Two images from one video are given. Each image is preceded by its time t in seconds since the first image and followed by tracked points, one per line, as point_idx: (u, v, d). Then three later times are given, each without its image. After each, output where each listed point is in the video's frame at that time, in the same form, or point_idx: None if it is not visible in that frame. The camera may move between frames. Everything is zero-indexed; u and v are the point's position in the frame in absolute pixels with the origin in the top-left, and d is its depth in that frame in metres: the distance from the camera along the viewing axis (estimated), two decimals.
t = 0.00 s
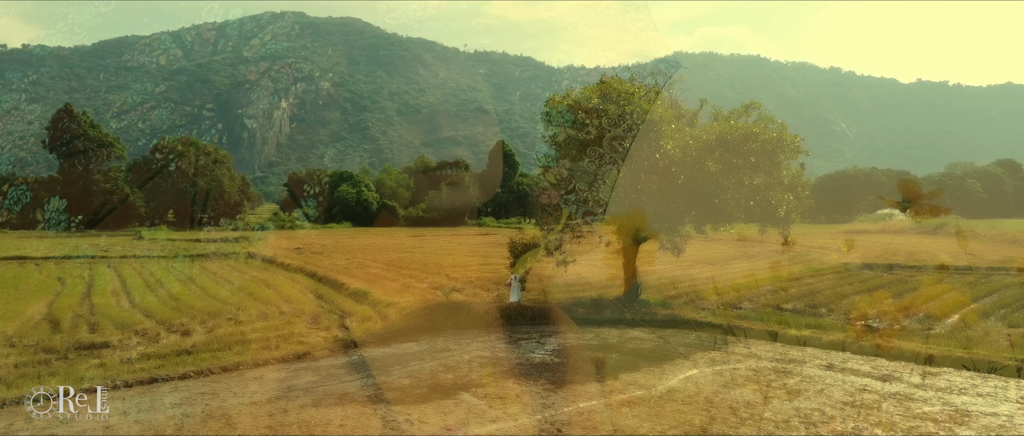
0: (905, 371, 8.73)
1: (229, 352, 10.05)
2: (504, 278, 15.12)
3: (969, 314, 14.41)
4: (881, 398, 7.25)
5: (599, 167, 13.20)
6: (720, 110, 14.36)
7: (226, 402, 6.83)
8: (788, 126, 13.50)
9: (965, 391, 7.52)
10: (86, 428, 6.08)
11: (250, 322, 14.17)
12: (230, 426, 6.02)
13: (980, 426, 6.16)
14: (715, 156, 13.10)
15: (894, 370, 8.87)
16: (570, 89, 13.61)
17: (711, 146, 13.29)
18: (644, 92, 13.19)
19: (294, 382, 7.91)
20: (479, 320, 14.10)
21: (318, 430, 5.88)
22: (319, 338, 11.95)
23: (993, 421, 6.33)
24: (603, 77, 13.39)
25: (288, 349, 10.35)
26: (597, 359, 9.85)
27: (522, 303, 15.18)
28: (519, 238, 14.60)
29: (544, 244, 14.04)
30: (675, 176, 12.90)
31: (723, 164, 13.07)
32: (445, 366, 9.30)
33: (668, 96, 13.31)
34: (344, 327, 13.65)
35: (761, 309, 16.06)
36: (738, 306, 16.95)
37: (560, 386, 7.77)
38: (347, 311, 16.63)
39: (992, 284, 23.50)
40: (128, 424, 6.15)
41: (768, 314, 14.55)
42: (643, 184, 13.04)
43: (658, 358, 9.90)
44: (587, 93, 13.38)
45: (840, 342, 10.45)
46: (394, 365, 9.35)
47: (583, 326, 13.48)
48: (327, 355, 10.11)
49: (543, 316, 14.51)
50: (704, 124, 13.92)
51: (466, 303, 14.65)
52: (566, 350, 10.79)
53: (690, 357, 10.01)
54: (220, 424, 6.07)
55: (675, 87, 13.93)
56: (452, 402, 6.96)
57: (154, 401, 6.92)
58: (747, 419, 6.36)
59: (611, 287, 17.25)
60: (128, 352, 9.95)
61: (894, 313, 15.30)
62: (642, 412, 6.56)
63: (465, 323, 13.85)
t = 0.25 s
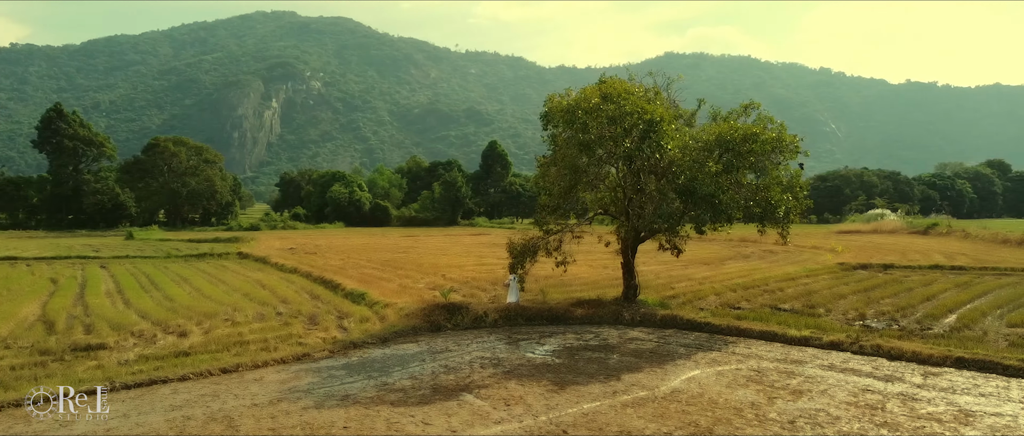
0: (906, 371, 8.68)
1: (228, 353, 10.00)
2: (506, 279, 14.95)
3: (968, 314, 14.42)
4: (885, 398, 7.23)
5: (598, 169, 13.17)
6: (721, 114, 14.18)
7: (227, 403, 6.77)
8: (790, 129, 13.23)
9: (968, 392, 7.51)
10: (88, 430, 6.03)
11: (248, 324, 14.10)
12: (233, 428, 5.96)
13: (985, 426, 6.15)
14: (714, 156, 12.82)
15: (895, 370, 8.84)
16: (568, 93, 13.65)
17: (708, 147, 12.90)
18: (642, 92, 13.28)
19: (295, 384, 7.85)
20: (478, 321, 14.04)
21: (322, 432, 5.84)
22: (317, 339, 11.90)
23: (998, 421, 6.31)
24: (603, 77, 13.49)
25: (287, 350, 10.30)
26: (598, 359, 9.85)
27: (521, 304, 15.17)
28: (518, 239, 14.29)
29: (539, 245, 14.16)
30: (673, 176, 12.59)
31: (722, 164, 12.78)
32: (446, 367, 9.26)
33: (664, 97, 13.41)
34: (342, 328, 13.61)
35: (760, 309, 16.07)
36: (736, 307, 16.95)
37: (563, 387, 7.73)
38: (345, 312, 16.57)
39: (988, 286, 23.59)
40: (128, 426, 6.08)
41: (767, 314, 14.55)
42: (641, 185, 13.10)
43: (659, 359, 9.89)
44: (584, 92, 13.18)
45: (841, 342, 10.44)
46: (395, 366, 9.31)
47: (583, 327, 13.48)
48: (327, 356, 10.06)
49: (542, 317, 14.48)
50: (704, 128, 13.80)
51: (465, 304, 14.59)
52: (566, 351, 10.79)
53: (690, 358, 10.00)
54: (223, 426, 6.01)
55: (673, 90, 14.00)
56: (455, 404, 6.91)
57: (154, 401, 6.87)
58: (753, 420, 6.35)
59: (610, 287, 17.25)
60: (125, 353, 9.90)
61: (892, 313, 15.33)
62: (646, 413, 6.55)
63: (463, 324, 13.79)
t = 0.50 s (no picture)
0: (907, 371, 8.68)
1: (226, 355, 9.91)
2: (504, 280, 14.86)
3: (964, 314, 14.46)
4: (889, 399, 7.22)
5: (597, 169, 13.11)
6: (720, 115, 14.17)
7: (228, 405, 6.70)
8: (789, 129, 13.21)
9: (971, 392, 7.50)
10: (88, 432, 5.96)
11: (245, 325, 13.99)
12: (235, 431, 5.90)
13: (990, 426, 6.14)
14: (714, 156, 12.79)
15: (896, 370, 8.84)
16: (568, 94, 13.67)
17: (706, 147, 12.85)
18: (641, 92, 13.28)
19: (295, 386, 7.79)
20: (476, 322, 13.99)
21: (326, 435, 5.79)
22: (315, 340, 11.83)
23: (1003, 421, 6.32)
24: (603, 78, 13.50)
25: (286, 352, 10.23)
26: (600, 360, 9.82)
27: (519, 304, 15.14)
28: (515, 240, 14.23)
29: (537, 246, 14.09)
30: (671, 176, 12.46)
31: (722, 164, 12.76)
32: (447, 368, 9.21)
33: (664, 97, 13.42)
34: (340, 329, 13.52)
35: (757, 309, 16.08)
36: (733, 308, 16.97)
37: (566, 388, 7.70)
38: (343, 313, 16.49)
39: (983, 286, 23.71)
40: (128, 429, 6.00)
41: (765, 314, 14.56)
42: (637, 185, 13.07)
43: (660, 359, 9.87)
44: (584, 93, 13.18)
45: (841, 342, 10.45)
46: (396, 367, 9.27)
47: (581, 328, 13.43)
48: (327, 357, 9.99)
49: (540, 317, 14.44)
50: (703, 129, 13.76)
51: (463, 305, 14.53)
52: (566, 352, 10.76)
53: (691, 359, 9.99)
54: (225, 429, 5.94)
55: (672, 91, 13.99)
56: (459, 405, 6.86)
57: (154, 404, 6.80)
58: (758, 421, 6.32)
59: (607, 287, 17.25)
60: (122, 355, 9.80)
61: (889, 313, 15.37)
62: (651, 414, 6.53)
63: (462, 325, 13.73)
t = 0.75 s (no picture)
0: (908, 372, 8.67)
1: (225, 356, 9.83)
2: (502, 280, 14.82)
3: (961, 314, 14.51)
4: (893, 399, 7.20)
5: (597, 169, 13.12)
6: (718, 116, 14.14)
7: (229, 407, 6.64)
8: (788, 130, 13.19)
9: (973, 392, 7.50)
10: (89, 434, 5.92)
11: (242, 327, 13.89)
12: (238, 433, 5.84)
13: (995, 427, 6.14)
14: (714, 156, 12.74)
15: (897, 370, 8.83)
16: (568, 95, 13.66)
17: (704, 148, 12.80)
18: (640, 92, 13.27)
19: (296, 388, 7.72)
20: (475, 322, 13.94)
21: None
22: (314, 341, 11.76)
23: (1007, 422, 6.32)
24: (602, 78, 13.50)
25: (285, 353, 10.16)
26: (601, 361, 9.79)
27: (518, 305, 15.10)
28: (514, 241, 14.19)
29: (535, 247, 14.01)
30: (668, 178, 12.46)
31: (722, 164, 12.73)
32: (448, 369, 9.16)
33: (663, 98, 13.40)
34: (338, 330, 13.45)
35: (756, 309, 16.10)
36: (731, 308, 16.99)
37: (569, 389, 7.67)
38: (340, 313, 16.40)
39: (978, 286, 23.81)
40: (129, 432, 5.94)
41: (764, 314, 14.58)
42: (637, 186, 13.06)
43: (662, 360, 9.84)
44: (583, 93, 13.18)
45: (841, 343, 10.47)
46: (396, 368, 9.21)
47: (580, 329, 13.39)
48: (326, 358, 9.92)
49: (539, 318, 14.41)
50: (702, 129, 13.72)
51: (462, 306, 14.48)
52: (566, 353, 10.73)
53: (693, 359, 9.95)
54: (227, 432, 5.89)
55: (671, 91, 13.96)
56: (462, 407, 6.82)
57: (154, 405, 6.76)
58: (763, 422, 6.30)
59: (605, 288, 17.23)
60: (119, 357, 9.71)
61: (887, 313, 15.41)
62: (656, 415, 6.51)
63: (461, 325, 13.67)
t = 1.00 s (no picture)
0: (911, 372, 8.64)
1: (223, 357, 9.75)
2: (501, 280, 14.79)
3: (957, 314, 14.57)
4: (896, 400, 7.19)
5: (591, 168, 13.09)
6: (717, 116, 14.11)
7: (230, 410, 6.59)
8: (787, 129, 13.17)
9: (975, 392, 7.51)
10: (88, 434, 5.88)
11: (240, 328, 13.79)
12: None
13: (1000, 427, 6.14)
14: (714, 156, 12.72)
15: (900, 371, 8.81)
16: (565, 96, 13.68)
17: (705, 148, 12.76)
18: (639, 92, 13.24)
19: (296, 389, 7.65)
20: (474, 323, 13.89)
21: None
22: (313, 342, 11.68)
23: (1012, 422, 6.32)
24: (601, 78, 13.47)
25: (285, 354, 10.08)
26: (602, 362, 9.78)
27: (516, 305, 15.06)
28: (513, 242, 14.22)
29: (535, 247, 14.03)
30: (670, 177, 12.41)
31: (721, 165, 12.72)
32: (449, 370, 9.10)
33: (662, 98, 13.38)
34: (337, 330, 13.37)
35: (754, 309, 16.13)
36: (729, 308, 17.02)
37: (572, 390, 7.65)
38: (337, 314, 16.32)
39: (973, 286, 23.91)
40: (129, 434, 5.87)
41: (760, 314, 14.64)
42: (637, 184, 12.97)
43: (663, 361, 9.82)
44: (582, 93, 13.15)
45: (841, 343, 10.48)
46: (397, 369, 9.16)
47: (580, 330, 13.39)
48: (326, 359, 9.86)
49: (538, 318, 14.38)
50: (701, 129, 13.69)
51: (460, 306, 14.42)
52: (567, 353, 10.70)
53: (695, 360, 9.90)
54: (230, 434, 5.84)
55: (670, 91, 13.93)
56: (465, 408, 6.78)
57: (153, 407, 6.68)
58: (770, 423, 6.27)
59: (603, 288, 17.23)
60: (116, 358, 9.62)
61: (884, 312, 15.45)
62: (661, 417, 6.48)
63: (460, 326, 13.61)
